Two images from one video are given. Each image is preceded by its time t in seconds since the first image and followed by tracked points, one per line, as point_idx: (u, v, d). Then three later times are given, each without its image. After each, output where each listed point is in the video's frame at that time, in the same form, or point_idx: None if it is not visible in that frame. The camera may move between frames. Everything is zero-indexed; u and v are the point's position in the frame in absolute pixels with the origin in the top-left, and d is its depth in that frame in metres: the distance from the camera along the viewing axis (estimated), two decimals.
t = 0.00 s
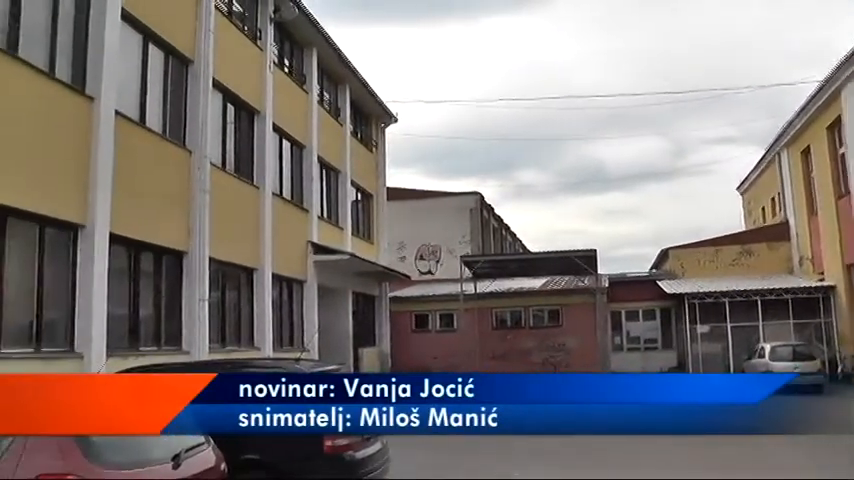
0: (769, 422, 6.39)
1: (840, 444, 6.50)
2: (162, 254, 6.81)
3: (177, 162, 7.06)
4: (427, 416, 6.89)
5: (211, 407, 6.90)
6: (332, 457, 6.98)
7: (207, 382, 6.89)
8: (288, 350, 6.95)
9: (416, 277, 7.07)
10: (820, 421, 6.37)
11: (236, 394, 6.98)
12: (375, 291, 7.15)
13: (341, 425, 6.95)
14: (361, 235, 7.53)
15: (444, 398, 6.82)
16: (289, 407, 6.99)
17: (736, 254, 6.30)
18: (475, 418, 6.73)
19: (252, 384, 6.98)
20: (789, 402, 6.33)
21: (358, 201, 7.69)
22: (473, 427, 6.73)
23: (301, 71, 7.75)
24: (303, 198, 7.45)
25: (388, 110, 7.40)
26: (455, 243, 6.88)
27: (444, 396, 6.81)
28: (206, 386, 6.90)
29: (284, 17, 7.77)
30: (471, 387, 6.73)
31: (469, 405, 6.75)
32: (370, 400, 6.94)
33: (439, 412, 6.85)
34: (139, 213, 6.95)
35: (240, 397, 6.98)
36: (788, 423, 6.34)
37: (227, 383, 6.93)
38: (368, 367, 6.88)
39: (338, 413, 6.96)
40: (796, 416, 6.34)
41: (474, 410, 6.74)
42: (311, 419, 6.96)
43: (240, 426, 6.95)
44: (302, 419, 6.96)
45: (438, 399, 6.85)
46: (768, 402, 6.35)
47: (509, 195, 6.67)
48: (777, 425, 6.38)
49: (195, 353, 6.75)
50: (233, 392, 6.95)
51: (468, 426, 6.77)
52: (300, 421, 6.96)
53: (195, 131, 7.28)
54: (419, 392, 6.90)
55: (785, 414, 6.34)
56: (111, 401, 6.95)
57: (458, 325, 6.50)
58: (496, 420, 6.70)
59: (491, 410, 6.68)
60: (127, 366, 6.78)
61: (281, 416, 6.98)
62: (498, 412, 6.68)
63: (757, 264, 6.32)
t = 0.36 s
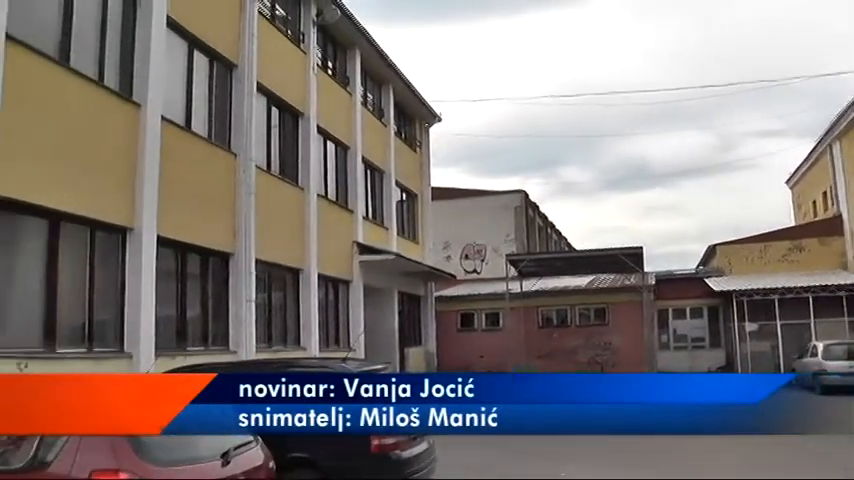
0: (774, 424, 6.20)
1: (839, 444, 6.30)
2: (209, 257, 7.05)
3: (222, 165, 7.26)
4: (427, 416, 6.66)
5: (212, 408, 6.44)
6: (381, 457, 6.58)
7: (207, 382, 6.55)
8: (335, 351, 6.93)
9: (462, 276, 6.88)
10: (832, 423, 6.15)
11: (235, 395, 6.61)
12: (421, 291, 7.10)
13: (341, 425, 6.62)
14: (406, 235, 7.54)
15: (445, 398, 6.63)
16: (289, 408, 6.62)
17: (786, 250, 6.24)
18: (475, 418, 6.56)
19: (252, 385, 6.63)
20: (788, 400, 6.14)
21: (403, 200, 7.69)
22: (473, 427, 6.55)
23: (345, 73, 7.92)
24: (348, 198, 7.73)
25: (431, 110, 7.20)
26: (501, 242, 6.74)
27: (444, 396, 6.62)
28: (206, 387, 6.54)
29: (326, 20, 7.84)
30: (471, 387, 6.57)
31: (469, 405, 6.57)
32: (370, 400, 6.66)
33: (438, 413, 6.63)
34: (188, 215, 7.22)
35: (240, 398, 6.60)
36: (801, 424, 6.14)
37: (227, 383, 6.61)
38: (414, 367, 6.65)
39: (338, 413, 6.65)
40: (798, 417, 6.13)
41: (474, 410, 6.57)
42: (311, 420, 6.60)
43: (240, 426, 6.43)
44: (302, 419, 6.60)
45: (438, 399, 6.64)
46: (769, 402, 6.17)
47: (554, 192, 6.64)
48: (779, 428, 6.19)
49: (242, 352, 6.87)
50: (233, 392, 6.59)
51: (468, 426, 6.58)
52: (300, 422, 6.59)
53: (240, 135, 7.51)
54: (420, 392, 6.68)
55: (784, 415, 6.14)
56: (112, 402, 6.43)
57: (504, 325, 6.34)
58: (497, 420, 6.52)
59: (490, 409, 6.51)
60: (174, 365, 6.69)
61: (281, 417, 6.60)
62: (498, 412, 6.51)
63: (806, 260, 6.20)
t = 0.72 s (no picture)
0: (776, 424, 6.14)
1: None
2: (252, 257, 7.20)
3: (266, 165, 7.61)
4: (428, 416, 6.53)
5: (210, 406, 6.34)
6: (427, 458, 6.18)
7: (207, 382, 6.49)
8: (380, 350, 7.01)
9: (504, 275, 6.76)
10: (834, 426, 6.02)
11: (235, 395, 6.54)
12: (463, 290, 6.97)
13: (341, 425, 6.54)
14: (448, 235, 7.48)
15: (445, 398, 6.58)
16: (289, 408, 6.55)
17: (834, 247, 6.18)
18: (475, 418, 6.48)
19: (252, 384, 6.59)
20: (785, 402, 6.08)
21: (444, 200, 7.70)
22: (473, 427, 6.46)
23: (385, 74, 8.07)
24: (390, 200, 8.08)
25: (473, 109, 7.19)
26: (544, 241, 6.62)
27: (444, 396, 6.58)
28: (206, 387, 6.47)
29: (366, 22, 7.93)
30: (471, 387, 6.55)
31: (469, 405, 6.53)
32: (370, 400, 6.63)
33: (439, 412, 6.53)
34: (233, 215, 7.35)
35: (240, 398, 6.51)
36: (801, 424, 6.03)
37: (226, 383, 6.56)
38: (457, 367, 6.55)
39: (338, 414, 6.59)
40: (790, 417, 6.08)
41: (475, 409, 6.50)
42: (311, 419, 6.52)
43: (239, 425, 6.18)
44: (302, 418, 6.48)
45: (438, 399, 6.59)
46: (768, 402, 6.13)
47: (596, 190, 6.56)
48: (779, 428, 6.14)
49: (285, 352, 7.00)
50: (233, 392, 6.52)
51: (468, 426, 6.47)
52: (300, 421, 6.44)
53: (281, 134, 7.90)
54: (420, 392, 6.64)
55: (783, 416, 6.10)
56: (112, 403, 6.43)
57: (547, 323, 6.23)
58: (497, 420, 6.46)
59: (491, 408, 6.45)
60: (218, 365, 6.74)
61: (282, 417, 6.44)
62: (498, 412, 6.46)
63: None
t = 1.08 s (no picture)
0: (776, 425, 5.82)
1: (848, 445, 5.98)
2: (290, 258, 7.35)
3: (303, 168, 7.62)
4: (427, 416, 6.20)
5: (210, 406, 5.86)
6: (464, 457, 6.26)
7: (207, 382, 6.04)
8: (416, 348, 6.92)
9: (541, 276, 6.95)
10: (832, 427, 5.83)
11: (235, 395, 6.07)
12: (501, 290, 7.11)
13: (341, 425, 6.08)
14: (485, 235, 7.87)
15: (444, 398, 6.18)
16: (289, 408, 6.01)
17: None
18: (475, 418, 6.12)
19: (251, 385, 6.13)
20: (785, 402, 5.78)
21: (482, 198, 7.99)
22: (473, 428, 6.11)
23: (422, 73, 8.39)
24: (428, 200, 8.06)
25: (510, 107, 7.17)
26: (581, 239, 6.92)
27: (444, 396, 6.18)
28: (205, 387, 6.03)
29: (402, 22, 8.15)
30: (471, 387, 6.13)
31: (469, 405, 6.14)
32: (370, 400, 6.21)
33: (438, 412, 6.18)
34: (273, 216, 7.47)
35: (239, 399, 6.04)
36: (800, 427, 5.77)
37: (226, 384, 6.10)
38: (495, 367, 6.04)
39: (338, 413, 6.11)
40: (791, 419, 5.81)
41: (474, 409, 6.13)
42: (311, 419, 5.97)
43: (239, 425, 5.63)
44: (302, 418, 5.91)
45: (438, 399, 6.20)
46: (768, 402, 5.80)
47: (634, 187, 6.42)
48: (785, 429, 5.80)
49: (323, 352, 6.88)
50: (233, 392, 6.05)
51: (468, 426, 6.13)
52: (300, 421, 5.87)
53: (318, 134, 7.97)
54: (420, 392, 6.24)
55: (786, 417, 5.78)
56: (110, 403, 5.93)
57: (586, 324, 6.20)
58: (496, 420, 6.08)
59: (490, 408, 6.06)
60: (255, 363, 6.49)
61: (281, 416, 5.86)
62: (497, 412, 6.06)
63: None
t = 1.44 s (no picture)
0: (768, 427, 5.10)
1: None
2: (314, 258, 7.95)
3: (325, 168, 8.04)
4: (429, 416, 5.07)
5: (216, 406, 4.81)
6: (484, 462, 4.91)
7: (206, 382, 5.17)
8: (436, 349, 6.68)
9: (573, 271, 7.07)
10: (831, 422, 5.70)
11: (237, 396, 5.02)
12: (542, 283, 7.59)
13: (342, 427, 4.61)
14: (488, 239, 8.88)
15: (445, 398, 5.12)
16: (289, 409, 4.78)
17: None
18: (475, 419, 4.96)
19: (253, 385, 5.14)
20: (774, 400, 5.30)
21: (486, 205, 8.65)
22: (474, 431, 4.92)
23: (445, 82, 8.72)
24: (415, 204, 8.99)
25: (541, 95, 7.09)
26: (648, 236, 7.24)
27: (444, 396, 5.14)
28: (204, 388, 5.13)
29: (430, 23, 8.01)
30: (471, 387, 5.11)
31: (469, 405, 5.02)
32: (371, 401, 5.14)
33: (438, 413, 5.03)
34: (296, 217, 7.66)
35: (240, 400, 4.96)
36: (788, 425, 5.37)
37: (228, 384, 5.13)
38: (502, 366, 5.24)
39: (338, 414, 4.76)
40: (794, 417, 5.60)
41: (474, 409, 4.98)
42: (312, 422, 4.54)
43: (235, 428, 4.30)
44: (301, 419, 4.53)
45: (438, 399, 5.12)
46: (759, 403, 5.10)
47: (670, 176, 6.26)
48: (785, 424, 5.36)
49: (348, 351, 8.10)
50: (233, 393, 5.02)
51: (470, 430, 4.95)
52: (300, 422, 4.50)
53: (341, 134, 8.30)
54: (421, 392, 5.23)
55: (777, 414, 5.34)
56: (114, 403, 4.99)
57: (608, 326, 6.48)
58: (498, 420, 4.99)
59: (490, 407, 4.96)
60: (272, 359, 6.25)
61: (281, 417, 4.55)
62: (499, 410, 4.98)
63: None
